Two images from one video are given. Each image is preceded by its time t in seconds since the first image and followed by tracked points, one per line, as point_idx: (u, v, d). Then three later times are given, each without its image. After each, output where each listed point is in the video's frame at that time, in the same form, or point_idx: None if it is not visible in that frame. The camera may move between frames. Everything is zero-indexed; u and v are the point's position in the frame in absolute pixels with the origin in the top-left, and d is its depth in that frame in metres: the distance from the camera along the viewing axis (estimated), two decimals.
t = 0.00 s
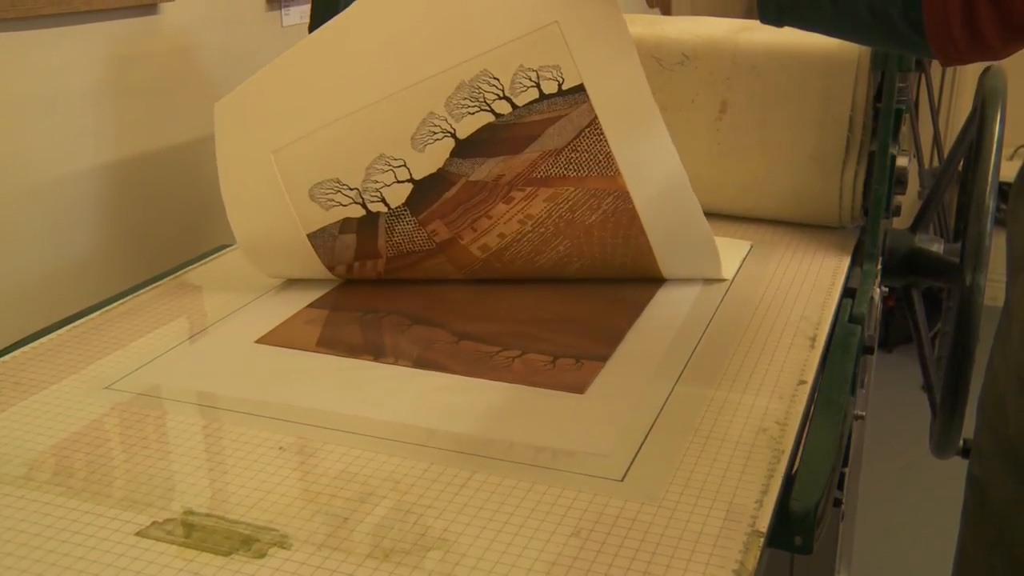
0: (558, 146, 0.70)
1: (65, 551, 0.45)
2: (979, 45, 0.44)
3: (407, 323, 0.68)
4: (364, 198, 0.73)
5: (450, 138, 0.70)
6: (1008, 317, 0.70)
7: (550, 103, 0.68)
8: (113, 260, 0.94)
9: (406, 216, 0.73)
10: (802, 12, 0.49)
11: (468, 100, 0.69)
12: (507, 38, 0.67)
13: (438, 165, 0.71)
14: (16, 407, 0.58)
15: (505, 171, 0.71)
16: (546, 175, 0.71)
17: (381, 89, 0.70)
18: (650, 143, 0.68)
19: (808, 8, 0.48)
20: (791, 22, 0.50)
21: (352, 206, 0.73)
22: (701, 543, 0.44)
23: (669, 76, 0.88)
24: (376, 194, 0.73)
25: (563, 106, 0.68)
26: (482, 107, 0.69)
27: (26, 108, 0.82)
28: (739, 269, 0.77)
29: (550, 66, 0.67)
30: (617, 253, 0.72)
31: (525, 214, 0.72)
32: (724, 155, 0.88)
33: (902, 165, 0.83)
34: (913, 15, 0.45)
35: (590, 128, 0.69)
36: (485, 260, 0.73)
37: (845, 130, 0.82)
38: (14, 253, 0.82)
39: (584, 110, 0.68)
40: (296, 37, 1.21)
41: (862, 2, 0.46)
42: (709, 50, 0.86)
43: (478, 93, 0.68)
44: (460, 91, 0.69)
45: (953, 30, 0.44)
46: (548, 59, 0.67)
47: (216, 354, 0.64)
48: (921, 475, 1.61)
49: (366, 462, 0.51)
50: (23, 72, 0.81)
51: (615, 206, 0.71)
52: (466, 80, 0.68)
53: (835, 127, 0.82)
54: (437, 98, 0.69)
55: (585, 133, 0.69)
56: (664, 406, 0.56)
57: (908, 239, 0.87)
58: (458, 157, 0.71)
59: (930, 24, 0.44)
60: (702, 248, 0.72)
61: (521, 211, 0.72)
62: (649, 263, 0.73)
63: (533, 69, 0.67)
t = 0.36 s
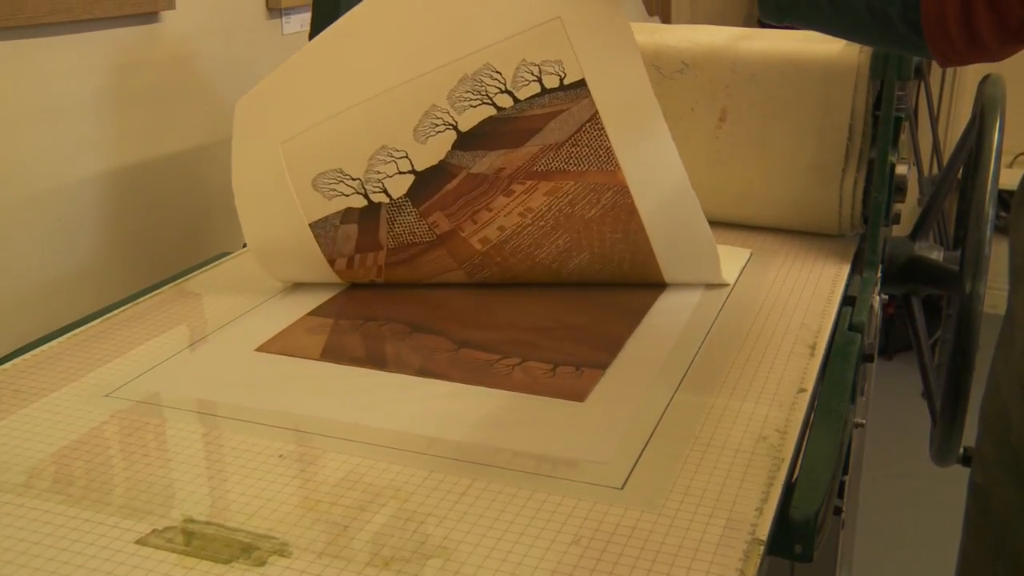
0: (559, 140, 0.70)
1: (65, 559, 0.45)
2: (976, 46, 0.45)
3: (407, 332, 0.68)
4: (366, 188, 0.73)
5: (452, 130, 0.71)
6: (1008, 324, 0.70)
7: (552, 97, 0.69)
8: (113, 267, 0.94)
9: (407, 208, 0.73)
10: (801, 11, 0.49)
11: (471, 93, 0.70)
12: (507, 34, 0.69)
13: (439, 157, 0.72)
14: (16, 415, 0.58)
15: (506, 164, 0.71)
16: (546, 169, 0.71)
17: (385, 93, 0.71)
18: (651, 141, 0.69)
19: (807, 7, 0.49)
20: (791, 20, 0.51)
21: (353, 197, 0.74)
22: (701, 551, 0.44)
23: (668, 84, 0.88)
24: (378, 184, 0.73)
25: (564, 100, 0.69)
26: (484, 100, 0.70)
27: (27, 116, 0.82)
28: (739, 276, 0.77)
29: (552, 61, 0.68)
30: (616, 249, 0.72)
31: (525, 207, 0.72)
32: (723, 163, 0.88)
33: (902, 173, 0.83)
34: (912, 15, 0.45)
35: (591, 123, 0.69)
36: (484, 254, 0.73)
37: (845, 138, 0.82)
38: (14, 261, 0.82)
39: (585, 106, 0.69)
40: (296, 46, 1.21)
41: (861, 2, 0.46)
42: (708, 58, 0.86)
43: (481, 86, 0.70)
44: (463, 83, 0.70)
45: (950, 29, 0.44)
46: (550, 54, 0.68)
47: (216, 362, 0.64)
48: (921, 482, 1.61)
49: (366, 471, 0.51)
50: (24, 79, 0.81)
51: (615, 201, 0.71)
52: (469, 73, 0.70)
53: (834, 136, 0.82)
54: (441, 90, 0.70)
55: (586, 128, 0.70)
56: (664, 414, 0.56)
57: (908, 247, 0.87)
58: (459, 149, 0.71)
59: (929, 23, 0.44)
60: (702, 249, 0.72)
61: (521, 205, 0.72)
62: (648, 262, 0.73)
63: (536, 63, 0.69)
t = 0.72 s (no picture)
0: (560, 133, 0.72)
1: (65, 566, 0.45)
2: (976, 45, 0.45)
3: (407, 337, 0.68)
4: (367, 178, 0.74)
5: (453, 121, 0.73)
6: (1010, 329, 0.70)
7: (553, 89, 0.71)
8: (112, 274, 0.95)
9: (408, 197, 0.74)
10: (802, 8, 0.49)
11: (472, 84, 0.72)
12: (509, 26, 0.70)
13: (440, 148, 0.73)
14: (16, 421, 0.58)
15: (506, 156, 0.73)
16: (546, 161, 0.72)
17: (390, 93, 0.72)
18: (653, 140, 0.70)
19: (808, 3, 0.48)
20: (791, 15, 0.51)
21: (355, 186, 0.74)
22: (701, 557, 0.44)
23: (668, 90, 0.88)
24: (380, 174, 0.74)
25: (565, 93, 0.71)
26: (485, 92, 0.72)
27: (28, 121, 0.82)
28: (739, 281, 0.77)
29: (554, 53, 0.70)
30: (615, 241, 0.73)
31: (525, 198, 0.73)
32: (723, 168, 0.88)
33: (902, 178, 0.83)
34: (914, 12, 0.45)
35: (592, 116, 0.71)
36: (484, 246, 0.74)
37: (845, 143, 0.82)
38: (14, 267, 0.82)
39: (586, 98, 0.70)
40: (297, 52, 1.21)
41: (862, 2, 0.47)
42: (708, 64, 0.86)
43: (482, 77, 0.71)
44: (465, 75, 0.71)
45: (950, 29, 0.44)
46: (552, 47, 0.70)
47: (216, 367, 0.64)
48: (921, 488, 1.61)
49: (366, 477, 0.51)
50: (25, 85, 0.81)
51: (615, 193, 0.72)
52: (471, 65, 0.71)
53: (833, 141, 0.82)
54: (443, 81, 0.72)
55: (586, 120, 0.71)
56: (664, 419, 0.56)
57: (908, 252, 0.87)
58: (460, 140, 0.73)
59: (930, 20, 0.44)
60: (703, 248, 0.73)
61: (521, 196, 0.73)
62: (648, 258, 0.73)
63: (537, 56, 0.70)
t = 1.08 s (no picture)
0: (559, 123, 0.74)
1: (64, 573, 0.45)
2: (969, 39, 0.46)
3: (408, 343, 0.68)
4: (369, 167, 0.76)
5: (454, 111, 0.75)
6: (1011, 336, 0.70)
7: (553, 80, 0.73)
8: (113, 282, 0.96)
9: (409, 186, 0.76)
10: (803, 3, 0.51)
11: (473, 74, 0.74)
12: (511, 17, 0.73)
13: (441, 138, 0.75)
14: (16, 427, 0.58)
15: (506, 146, 0.75)
16: (546, 151, 0.74)
17: (393, 86, 0.74)
18: (652, 136, 0.72)
19: None
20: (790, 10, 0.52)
21: (357, 175, 0.76)
22: (701, 564, 0.44)
23: (668, 97, 0.88)
24: (381, 163, 0.76)
25: (565, 84, 0.73)
26: (486, 82, 0.74)
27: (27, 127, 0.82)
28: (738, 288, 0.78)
29: (554, 44, 0.72)
30: (614, 231, 0.74)
31: (525, 188, 0.75)
32: (723, 175, 0.88)
33: (902, 185, 0.83)
34: (909, 8, 0.47)
35: (591, 107, 0.73)
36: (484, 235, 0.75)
37: (844, 150, 0.82)
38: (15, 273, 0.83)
39: (586, 89, 0.72)
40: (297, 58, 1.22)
41: None
42: (708, 71, 0.86)
43: (483, 68, 0.73)
44: (466, 65, 0.74)
45: (946, 27, 0.46)
46: (553, 39, 0.72)
47: (215, 374, 0.64)
48: (922, 494, 1.61)
49: (365, 484, 0.51)
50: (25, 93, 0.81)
51: (614, 183, 0.73)
52: (472, 56, 0.73)
53: (833, 148, 0.82)
54: (445, 71, 0.74)
55: (586, 112, 0.73)
56: (664, 427, 0.56)
57: (908, 259, 0.87)
58: (461, 130, 0.75)
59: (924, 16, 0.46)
60: (701, 242, 0.74)
61: (521, 185, 0.75)
62: (648, 249, 0.74)
63: (538, 47, 0.73)
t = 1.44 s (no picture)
0: (559, 119, 0.76)
1: None
2: (962, 41, 0.45)
3: (408, 354, 0.68)
4: (371, 162, 0.79)
5: (454, 107, 0.78)
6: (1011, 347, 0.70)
7: (552, 77, 0.76)
8: (114, 294, 1.02)
9: (409, 181, 0.79)
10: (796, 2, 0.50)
11: (473, 70, 0.78)
12: (511, 15, 0.77)
13: (441, 134, 0.79)
14: (16, 439, 0.58)
15: (506, 141, 0.77)
16: (545, 147, 0.77)
17: (400, 82, 0.78)
18: (652, 133, 0.74)
19: None
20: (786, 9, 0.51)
21: (361, 169, 0.79)
22: None
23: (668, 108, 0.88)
24: (383, 158, 0.79)
25: (564, 80, 0.76)
26: (486, 79, 0.78)
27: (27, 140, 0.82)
28: (738, 297, 0.78)
29: (554, 41, 0.75)
30: (613, 227, 0.75)
31: (524, 183, 0.77)
32: (723, 186, 0.88)
33: (901, 197, 0.84)
34: (904, 9, 0.46)
35: (590, 103, 0.75)
36: (484, 230, 0.77)
37: (843, 162, 0.82)
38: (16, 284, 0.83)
39: (584, 85, 0.75)
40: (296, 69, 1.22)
41: None
42: (708, 82, 0.86)
43: (484, 65, 0.77)
44: (467, 62, 0.78)
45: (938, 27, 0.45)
46: (552, 36, 0.75)
47: (216, 386, 0.64)
48: (923, 505, 1.61)
49: (366, 496, 0.51)
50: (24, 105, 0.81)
51: (613, 178, 0.75)
52: (473, 52, 0.77)
53: (833, 160, 0.82)
54: (447, 68, 0.78)
55: (585, 108, 0.75)
56: (664, 438, 0.56)
57: (907, 269, 0.87)
58: (461, 126, 0.78)
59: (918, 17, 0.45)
60: (703, 244, 0.75)
61: (520, 180, 0.77)
62: (647, 246, 0.75)
63: (537, 44, 0.76)
